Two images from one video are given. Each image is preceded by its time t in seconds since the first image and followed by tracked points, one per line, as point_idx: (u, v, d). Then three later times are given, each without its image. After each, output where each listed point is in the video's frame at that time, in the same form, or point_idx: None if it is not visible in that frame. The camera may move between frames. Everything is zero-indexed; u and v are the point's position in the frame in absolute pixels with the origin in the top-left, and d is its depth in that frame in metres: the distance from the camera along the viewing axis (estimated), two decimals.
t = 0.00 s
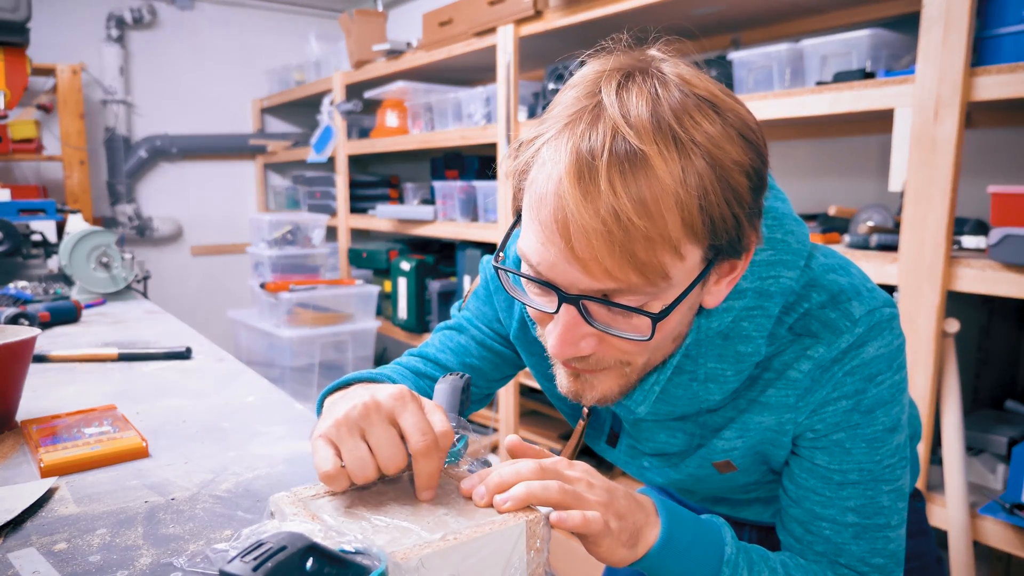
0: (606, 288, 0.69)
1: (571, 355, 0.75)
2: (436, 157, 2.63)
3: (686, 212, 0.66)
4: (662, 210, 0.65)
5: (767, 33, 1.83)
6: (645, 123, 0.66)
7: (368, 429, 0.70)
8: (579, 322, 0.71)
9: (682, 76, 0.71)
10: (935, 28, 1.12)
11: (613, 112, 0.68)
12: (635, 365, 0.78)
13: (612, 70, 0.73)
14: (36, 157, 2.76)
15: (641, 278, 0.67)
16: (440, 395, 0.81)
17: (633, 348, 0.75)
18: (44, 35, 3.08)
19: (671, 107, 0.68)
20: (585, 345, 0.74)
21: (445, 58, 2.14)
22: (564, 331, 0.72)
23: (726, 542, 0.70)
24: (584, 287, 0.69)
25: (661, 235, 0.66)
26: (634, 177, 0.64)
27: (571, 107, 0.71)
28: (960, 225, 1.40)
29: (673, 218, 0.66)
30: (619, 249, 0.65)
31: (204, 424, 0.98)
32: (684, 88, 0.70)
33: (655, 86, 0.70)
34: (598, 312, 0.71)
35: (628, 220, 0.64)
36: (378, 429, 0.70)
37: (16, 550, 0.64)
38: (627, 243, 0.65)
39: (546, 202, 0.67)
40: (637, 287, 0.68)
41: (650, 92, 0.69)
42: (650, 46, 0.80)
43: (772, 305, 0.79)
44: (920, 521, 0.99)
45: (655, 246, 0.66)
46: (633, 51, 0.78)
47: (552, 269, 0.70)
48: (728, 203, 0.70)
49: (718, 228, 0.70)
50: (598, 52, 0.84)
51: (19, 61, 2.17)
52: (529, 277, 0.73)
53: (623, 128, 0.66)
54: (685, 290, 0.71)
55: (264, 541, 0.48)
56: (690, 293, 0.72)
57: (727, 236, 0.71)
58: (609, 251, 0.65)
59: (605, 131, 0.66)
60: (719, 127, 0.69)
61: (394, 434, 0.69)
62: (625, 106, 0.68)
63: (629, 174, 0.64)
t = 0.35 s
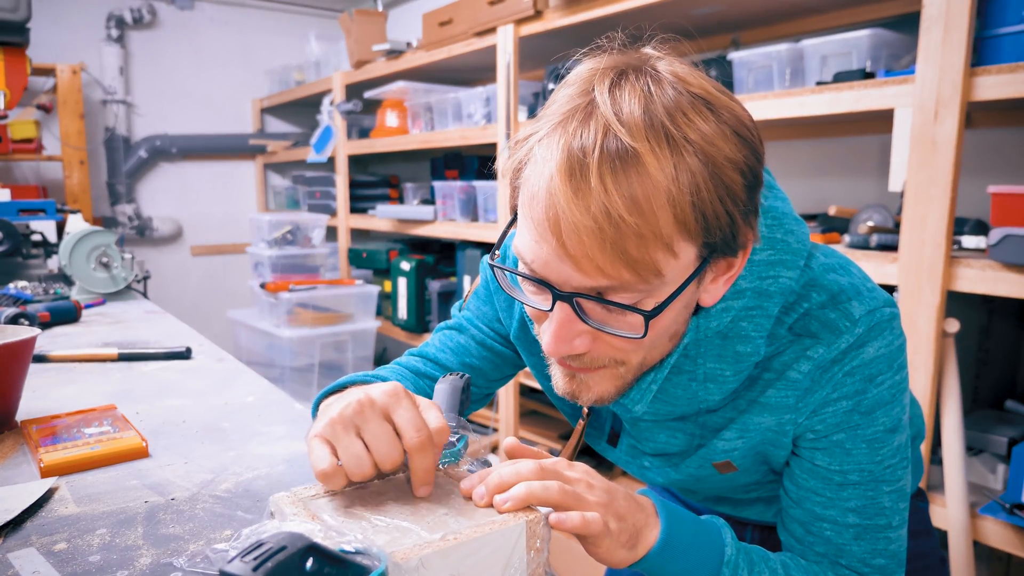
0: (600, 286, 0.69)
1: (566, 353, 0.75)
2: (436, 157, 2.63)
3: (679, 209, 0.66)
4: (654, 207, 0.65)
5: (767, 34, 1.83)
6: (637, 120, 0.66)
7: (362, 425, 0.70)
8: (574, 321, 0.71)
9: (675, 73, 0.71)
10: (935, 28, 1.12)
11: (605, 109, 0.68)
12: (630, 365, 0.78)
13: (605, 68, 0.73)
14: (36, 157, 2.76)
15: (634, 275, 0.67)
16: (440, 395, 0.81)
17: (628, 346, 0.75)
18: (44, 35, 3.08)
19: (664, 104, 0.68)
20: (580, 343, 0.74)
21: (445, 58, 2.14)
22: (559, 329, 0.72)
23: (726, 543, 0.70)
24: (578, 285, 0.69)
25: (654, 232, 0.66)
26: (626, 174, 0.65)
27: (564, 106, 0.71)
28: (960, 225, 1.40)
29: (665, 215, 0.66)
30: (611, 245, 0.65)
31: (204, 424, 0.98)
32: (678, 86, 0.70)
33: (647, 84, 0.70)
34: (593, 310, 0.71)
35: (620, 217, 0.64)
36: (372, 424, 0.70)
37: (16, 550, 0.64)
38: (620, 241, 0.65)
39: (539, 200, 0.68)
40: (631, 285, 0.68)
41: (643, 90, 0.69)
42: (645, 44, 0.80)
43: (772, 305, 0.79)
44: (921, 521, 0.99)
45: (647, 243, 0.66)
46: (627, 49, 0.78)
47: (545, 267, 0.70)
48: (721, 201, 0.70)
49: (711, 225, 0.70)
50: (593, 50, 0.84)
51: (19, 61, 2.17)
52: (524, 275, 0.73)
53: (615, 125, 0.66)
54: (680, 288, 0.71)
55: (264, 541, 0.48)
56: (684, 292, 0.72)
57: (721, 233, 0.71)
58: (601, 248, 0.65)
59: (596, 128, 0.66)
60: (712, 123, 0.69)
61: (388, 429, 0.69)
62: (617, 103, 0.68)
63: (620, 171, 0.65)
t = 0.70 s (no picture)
0: (581, 278, 0.70)
1: (551, 345, 0.76)
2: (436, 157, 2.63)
3: (658, 201, 0.67)
4: (632, 199, 0.66)
5: (767, 33, 1.83)
6: (616, 113, 0.66)
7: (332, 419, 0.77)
8: (557, 312, 0.73)
9: (656, 66, 0.71)
10: (935, 28, 1.12)
11: (585, 102, 0.68)
12: (618, 358, 0.79)
13: (587, 60, 0.73)
14: (36, 157, 2.76)
15: (613, 266, 0.68)
16: (438, 394, 0.80)
17: (615, 339, 0.76)
18: (44, 35, 3.08)
19: (643, 97, 0.68)
20: (564, 336, 0.75)
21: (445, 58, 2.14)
22: (545, 323, 0.73)
23: (725, 541, 0.71)
24: (559, 276, 0.70)
25: (632, 224, 0.67)
26: (603, 166, 0.65)
27: (545, 99, 0.72)
28: (960, 226, 1.40)
29: (639, 202, 0.66)
30: (586, 234, 0.66)
31: (204, 424, 0.98)
32: (654, 75, 0.70)
33: (628, 76, 0.70)
34: (575, 301, 0.73)
35: (597, 209, 0.65)
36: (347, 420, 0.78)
37: (16, 550, 0.64)
38: (597, 232, 0.66)
39: (518, 193, 0.69)
40: (612, 275, 0.69)
41: (622, 82, 0.69)
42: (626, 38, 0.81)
43: (769, 304, 0.79)
44: (924, 521, 0.99)
45: (625, 235, 0.67)
46: (612, 42, 0.78)
47: (527, 260, 0.71)
48: (703, 192, 0.70)
49: (690, 213, 0.70)
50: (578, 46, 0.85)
51: (19, 61, 2.17)
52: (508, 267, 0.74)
53: (593, 118, 0.66)
54: (662, 278, 0.72)
55: (265, 541, 0.48)
56: (667, 283, 0.73)
57: (703, 223, 0.72)
58: (579, 240, 0.66)
59: (574, 121, 0.67)
60: (693, 115, 0.69)
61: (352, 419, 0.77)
62: (596, 96, 0.68)
63: (597, 164, 0.65)
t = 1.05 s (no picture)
0: (494, 239, 0.71)
1: (495, 317, 0.77)
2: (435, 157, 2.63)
3: (547, 146, 0.68)
4: (518, 149, 0.67)
5: (768, 34, 1.83)
6: (494, 77, 0.69)
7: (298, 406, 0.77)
8: (486, 281, 0.74)
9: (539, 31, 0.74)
10: (934, 28, 1.12)
11: (469, 76, 0.71)
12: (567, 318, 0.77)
13: (474, 41, 0.76)
14: (37, 157, 2.76)
15: (519, 219, 0.70)
16: (439, 394, 0.81)
17: (548, 297, 0.75)
18: (45, 35, 3.08)
19: (521, 56, 0.70)
20: (502, 304, 0.75)
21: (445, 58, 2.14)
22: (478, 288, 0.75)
23: (705, 514, 0.68)
24: (477, 244, 0.72)
25: (524, 173, 0.68)
26: (485, 124, 0.67)
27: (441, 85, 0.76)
28: (960, 225, 1.40)
29: (528, 153, 0.68)
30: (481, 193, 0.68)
31: (204, 423, 0.98)
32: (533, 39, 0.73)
33: (509, 44, 0.73)
34: (501, 267, 0.74)
35: (485, 165, 0.67)
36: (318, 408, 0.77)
37: (16, 550, 0.64)
38: (492, 187, 0.68)
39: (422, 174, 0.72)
40: (524, 231, 0.71)
41: (503, 51, 0.72)
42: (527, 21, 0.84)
43: (728, 269, 0.77)
44: (947, 523, 0.97)
45: (521, 184, 0.68)
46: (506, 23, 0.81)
47: (447, 234, 0.74)
48: (599, 133, 0.70)
49: (588, 159, 0.70)
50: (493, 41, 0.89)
51: (19, 61, 2.17)
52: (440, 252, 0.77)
53: (476, 86, 0.69)
54: (576, 226, 0.72)
55: (264, 541, 0.48)
56: (586, 228, 0.73)
57: (608, 166, 0.72)
58: (476, 200, 0.69)
59: (459, 94, 0.70)
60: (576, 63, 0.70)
61: (323, 408, 0.77)
62: (478, 66, 0.71)
63: (481, 124, 0.67)
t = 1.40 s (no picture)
0: (450, 241, 0.72)
1: (465, 318, 0.77)
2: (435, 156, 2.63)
3: (482, 144, 0.69)
4: (453, 151, 0.68)
5: (768, 34, 1.83)
6: (425, 89, 0.71)
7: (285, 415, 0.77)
8: (450, 283, 0.74)
9: (466, 42, 0.76)
10: (935, 28, 1.12)
11: (403, 93, 0.73)
12: (535, 310, 0.77)
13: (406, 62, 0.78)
14: (37, 157, 2.76)
15: (466, 219, 0.70)
16: (439, 393, 0.82)
17: (513, 290, 0.75)
18: (45, 35, 3.08)
19: (450, 67, 0.72)
20: (472, 305, 0.75)
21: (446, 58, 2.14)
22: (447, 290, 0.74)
23: (702, 503, 0.68)
24: (433, 249, 0.72)
25: (462, 173, 0.69)
26: (420, 132, 0.68)
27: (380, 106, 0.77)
28: (960, 225, 1.40)
29: (467, 155, 0.69)
30: (428, 199, 0.69)
31: (204, 424, 0.98)
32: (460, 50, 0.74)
33: (438, 58, 0.75)
34: (464, 268, 0.74)
35: (423, 171, 0.68)
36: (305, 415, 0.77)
37: (16, 550, 0.64)
38: (433, 191, 0.68)
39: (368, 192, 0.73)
40: (474, 231, 0.71)
41: (433, 65, 0.74)
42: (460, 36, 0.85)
43: (705, 258, 0.78)
44: (952, 524, 0.97)
45: (461, 185, 0.69)
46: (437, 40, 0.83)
47: (405, 246, 0.74)
48: (534, 127, 0.71)
49: (528, 153, 0.71)
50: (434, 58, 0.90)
51: (19, 61, 2.17)
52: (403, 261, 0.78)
53: (409, 100, 0.71)
54: (522, 218, 0.72)
55: (265, 541, 0.48)
56: (538, 217, 0.73)
57: (548, 159, 0.73)
58: (420, 206, 0.69)
59: (393, 111, 0.72)
60: (503, 66, 0.72)
61: (307, 416, 0.77)
62: (410, 83, 0.73)
63: (417, 132, 0.69)
